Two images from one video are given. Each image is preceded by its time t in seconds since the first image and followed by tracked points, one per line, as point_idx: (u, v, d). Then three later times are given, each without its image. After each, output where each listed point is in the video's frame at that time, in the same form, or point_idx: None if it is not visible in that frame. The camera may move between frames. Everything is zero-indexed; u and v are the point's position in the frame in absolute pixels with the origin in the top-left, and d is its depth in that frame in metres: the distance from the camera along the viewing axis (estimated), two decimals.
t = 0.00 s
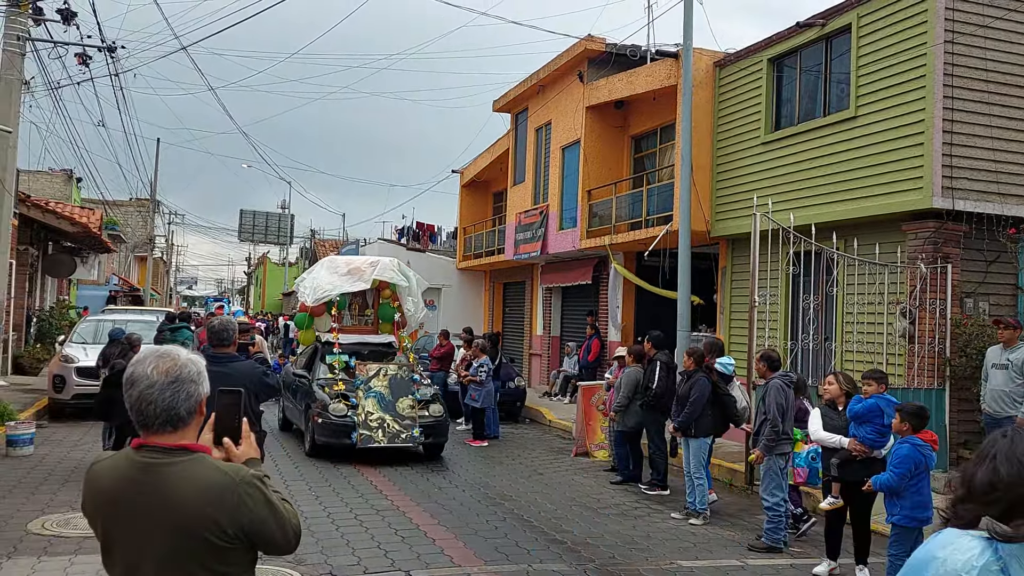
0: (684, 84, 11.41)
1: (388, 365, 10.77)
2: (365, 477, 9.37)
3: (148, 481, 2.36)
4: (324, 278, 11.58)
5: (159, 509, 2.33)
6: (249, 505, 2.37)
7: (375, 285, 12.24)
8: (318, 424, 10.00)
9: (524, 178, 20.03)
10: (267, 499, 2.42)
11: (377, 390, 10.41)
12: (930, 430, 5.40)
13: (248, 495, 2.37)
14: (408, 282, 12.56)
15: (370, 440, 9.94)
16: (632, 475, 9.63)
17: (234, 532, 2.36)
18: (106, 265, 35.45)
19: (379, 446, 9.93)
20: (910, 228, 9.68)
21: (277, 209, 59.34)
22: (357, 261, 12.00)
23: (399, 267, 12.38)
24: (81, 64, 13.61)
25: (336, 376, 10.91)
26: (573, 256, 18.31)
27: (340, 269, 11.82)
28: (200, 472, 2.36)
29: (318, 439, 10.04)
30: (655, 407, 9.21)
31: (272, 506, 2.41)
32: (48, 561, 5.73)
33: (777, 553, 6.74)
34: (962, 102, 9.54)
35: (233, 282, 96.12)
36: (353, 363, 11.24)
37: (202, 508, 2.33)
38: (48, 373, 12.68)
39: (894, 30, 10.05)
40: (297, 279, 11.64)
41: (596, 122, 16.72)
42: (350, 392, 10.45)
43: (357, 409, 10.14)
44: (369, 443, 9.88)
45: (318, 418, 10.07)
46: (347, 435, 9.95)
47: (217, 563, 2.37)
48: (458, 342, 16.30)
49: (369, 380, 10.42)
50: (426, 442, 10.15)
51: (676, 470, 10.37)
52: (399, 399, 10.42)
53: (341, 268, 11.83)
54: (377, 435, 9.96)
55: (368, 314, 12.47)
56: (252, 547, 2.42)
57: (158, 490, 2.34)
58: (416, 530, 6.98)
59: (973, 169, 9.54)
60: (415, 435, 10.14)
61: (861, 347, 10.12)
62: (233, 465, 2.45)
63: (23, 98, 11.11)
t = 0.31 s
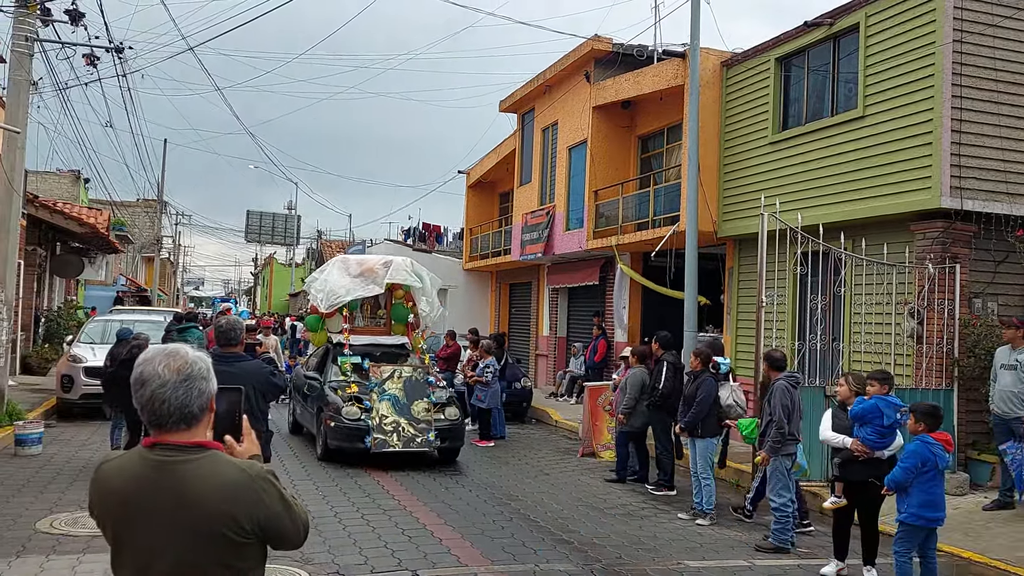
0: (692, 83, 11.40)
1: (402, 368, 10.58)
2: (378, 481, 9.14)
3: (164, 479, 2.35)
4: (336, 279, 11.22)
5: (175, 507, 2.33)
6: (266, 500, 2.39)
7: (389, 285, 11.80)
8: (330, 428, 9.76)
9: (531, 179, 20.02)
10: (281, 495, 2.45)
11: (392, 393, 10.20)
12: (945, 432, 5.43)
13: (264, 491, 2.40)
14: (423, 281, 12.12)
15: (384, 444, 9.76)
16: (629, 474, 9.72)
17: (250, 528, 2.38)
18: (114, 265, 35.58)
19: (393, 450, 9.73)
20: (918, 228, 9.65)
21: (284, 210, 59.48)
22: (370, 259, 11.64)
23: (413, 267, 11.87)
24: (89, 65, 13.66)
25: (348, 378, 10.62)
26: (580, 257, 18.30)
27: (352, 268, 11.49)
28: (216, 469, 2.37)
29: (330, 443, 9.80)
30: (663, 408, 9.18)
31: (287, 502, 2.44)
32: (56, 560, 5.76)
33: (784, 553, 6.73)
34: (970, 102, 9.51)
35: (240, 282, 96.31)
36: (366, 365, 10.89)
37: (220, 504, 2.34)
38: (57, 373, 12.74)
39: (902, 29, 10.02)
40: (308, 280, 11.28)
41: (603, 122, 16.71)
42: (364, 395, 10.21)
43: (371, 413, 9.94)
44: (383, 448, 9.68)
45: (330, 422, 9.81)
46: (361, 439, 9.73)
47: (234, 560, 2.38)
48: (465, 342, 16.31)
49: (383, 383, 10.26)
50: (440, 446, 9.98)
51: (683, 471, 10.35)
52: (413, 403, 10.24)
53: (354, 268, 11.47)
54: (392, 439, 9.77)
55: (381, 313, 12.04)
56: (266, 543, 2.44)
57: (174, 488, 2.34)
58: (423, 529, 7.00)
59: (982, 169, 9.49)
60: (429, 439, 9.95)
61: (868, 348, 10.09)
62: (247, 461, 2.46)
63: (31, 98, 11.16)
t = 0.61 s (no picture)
0: (697, 83, 11.39)
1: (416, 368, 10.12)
2: (391, 488, 8.73)
3: (175, 474, 2.37)
4: (347, 278, 10.92)
5: (186, 502, 2.35)
6: (277, 495, 2.41)
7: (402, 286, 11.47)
8: (342, 431, 9.33)
9: (536, 179, 20.01)
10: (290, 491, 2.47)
11: (406, 395, 9.75)
12: (945, 430, 5.38)
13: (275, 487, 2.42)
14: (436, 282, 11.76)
15: (398, 449, 9.33)
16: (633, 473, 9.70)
17: (260, 523, 2.39)
18: (119, 265, 35.69)
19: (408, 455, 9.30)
20: (925, 227, 9.63)
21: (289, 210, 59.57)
22: (382, 258, 11.34)
23: (426, 266, 11.52)
24: (95, 64, 13.69)
25: (361, 380, 10.19)
26: (586, 257, 18.29)
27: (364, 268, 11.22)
28: (227, 464, 2.39)
29: (342, 446, 9.38)
30: (670, 407, 9.17)
31: (298, 497, 2.46)
32: (62, 558, 5.78)
33: (790, 553, 6.72)
34: (978, 100, 9.48)
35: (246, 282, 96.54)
36: (379, 366, 10.43)
37: (231, 499, 2.35)
38: (63, 372, 12.80)
39: (908, 27, 9.98)
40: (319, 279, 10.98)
41: (608, 121, 16.70)
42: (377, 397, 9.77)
43: (384, 416, 9.50)
44: (397, 452, 9.25)
45: (342, 425, 9.38)
46: (374, 442, 9.31)
47: (244, 555, 2.39)
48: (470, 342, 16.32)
49: (396, 385, 9.81)
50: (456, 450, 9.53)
51: (688, 470, 10.34)
52: (429, 406, 9.76)
53: (366, 268, 11.19)
54: (406, 443, 9.33)
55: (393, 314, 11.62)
56: (277, 539, 2.45)
57: (185, 482, 2.35)
58: (429, 528, 7.01)
59: (989, 167, 9.47)
60: (444, 443, 9.47)
61: (875, 346, 10.07)
62: (257, 457, 2.48)
63: (37, 98, 11.19)
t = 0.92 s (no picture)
0: (699, 80, 11.39)
1: (428, 369, 9.87)
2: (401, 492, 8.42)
3: (176, 468, 2.39)
4: (355, 275, 10.77)
5: (188, 496, 2.37)
6: (280, 489, 2.44)
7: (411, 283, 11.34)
8: (352, 434, 9.11)
9: (539, 177, 20.03)
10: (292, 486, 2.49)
11: (418, 396, 9.50)
12: (939, 427, 5.35)
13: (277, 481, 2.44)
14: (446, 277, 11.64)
15: (410, 452, 9.09)
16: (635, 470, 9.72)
17: (263, 518, 2.42)
18: (122, 264, 35.75)
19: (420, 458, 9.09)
20: (927, 224, 9.63)
21: (292, 209, 59.63)
22: (390, 254, 11.18)
23: (435, 262, 11.36)
24: (98, 63, 13.71)
25: (371, 380, 10.05)
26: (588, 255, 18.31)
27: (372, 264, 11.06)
28: (229, 457, 2.41)
29: (352, 450, 9.14)
30: (672, 403, 9.18)
31: (300, 490, 2.49)
32: (64, 554, 5.82)
33: (792, 548, 6.74)
34: (979, 97, 9.48)
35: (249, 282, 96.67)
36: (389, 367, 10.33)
37: (233, 493, 2.37)
38: (65, 371, 12.84)
39: (910, 24, 9.98)
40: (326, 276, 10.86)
41: (610, 119, 16.71)
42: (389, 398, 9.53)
43: (395, 417, 9.25)
44: (410, 456, 9.04)
45: (352, 428, 9.15)
46: (384, 446, 9.07)
47: (246, 548, 2.42)
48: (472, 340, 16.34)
49: (407, 386, 9.56)
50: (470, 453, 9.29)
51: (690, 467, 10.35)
52: (440, 407, 9.54)
53: (374, 264, 11.02)
54: (418, 446, 9.12)
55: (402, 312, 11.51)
56: (279, 531, 2.48)
57: (187, 476, 2.38)
58: (432, 525, 7.03)
59: (991, 164, 9.47)
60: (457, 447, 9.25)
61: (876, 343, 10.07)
62: (259, 450, 2.50)
63: (40, 97, 11.22)
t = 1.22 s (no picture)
0: (698, 57, 11.34)
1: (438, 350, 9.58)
2: (404, 471, 8.43)
3: (171, 436, 2.44)
4: (361, 252, 10.82)
5: (183, 464, 2.42)
6: (275, 455, 2.48)
7: (419, 261, 11.39)
8: (360, 417, 8.82)
9: (539, 156, 20.00)
10: (288, 452, 2.53)
11: (430, 377, 9.23)
12: (929, 400, 5.41)
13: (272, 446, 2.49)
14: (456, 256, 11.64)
15: (421, 436, 8.81)
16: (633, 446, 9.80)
17: (259, 483, 2.46)
18: (121, 246, 35.74)
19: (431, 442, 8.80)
20: (925, 201, 9.65)
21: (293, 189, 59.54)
22: (397, 231, 11.17)
23: (445, 240, 11.32)
24: (94, 41, 13.64)
25: (379, 361, 9.87)
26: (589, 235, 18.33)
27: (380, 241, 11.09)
28: (223, 425, 2.46)
29: (360, 434, 8.85)
30: (672, 380, 9.24)
31: (296, 456, 2.53)
32: (67, 530, 5.90)
33: (788, 521, 6.84)
34: (979, 73, 9.46)
35: (250, 263, 96.70)
36: (394, 346, 10.18)
37: (227, 460, 2.42)
38: (65, 351, 12.90)
39: None
40: (333, 253, 10.92)
41: (610, 97, 16.66)
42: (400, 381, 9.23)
43: (406, 400, 8.98)
44: (421, 439, 8.75)
45: (360, 411, 8.87)
46: (395, 429, 8.80)
47: (244, 513, 2.47)
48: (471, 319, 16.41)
49: (418, 367, 9.27)
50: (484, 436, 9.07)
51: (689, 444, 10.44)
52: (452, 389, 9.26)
53: (381, 242, 11.05)
54: (430, 430, 8.83)
55: (411, 291, 11.53)
56: (277, 497, 2.52)
57: (181, 444, 2.43)
58: (433, 500, 7.12)
59: (989, 140, 9.47)
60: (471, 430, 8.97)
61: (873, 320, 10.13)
62: (254, 417, 2.54)
63: (35, 76, 11.18)
